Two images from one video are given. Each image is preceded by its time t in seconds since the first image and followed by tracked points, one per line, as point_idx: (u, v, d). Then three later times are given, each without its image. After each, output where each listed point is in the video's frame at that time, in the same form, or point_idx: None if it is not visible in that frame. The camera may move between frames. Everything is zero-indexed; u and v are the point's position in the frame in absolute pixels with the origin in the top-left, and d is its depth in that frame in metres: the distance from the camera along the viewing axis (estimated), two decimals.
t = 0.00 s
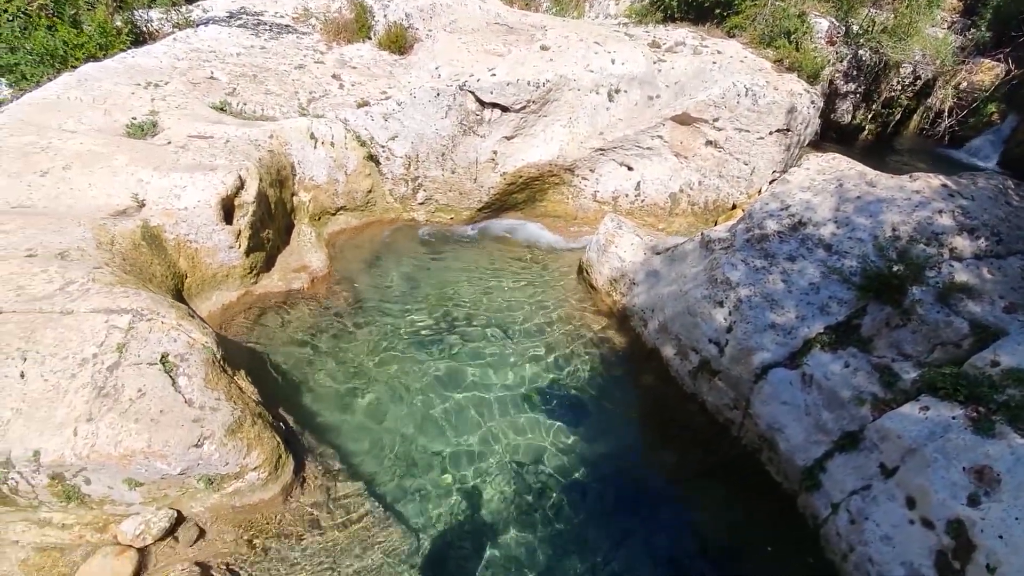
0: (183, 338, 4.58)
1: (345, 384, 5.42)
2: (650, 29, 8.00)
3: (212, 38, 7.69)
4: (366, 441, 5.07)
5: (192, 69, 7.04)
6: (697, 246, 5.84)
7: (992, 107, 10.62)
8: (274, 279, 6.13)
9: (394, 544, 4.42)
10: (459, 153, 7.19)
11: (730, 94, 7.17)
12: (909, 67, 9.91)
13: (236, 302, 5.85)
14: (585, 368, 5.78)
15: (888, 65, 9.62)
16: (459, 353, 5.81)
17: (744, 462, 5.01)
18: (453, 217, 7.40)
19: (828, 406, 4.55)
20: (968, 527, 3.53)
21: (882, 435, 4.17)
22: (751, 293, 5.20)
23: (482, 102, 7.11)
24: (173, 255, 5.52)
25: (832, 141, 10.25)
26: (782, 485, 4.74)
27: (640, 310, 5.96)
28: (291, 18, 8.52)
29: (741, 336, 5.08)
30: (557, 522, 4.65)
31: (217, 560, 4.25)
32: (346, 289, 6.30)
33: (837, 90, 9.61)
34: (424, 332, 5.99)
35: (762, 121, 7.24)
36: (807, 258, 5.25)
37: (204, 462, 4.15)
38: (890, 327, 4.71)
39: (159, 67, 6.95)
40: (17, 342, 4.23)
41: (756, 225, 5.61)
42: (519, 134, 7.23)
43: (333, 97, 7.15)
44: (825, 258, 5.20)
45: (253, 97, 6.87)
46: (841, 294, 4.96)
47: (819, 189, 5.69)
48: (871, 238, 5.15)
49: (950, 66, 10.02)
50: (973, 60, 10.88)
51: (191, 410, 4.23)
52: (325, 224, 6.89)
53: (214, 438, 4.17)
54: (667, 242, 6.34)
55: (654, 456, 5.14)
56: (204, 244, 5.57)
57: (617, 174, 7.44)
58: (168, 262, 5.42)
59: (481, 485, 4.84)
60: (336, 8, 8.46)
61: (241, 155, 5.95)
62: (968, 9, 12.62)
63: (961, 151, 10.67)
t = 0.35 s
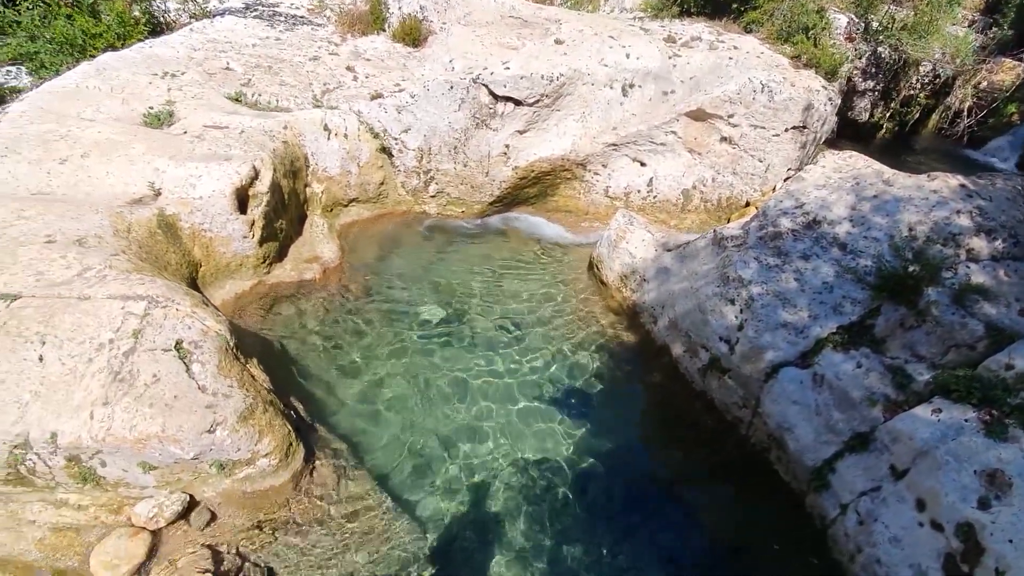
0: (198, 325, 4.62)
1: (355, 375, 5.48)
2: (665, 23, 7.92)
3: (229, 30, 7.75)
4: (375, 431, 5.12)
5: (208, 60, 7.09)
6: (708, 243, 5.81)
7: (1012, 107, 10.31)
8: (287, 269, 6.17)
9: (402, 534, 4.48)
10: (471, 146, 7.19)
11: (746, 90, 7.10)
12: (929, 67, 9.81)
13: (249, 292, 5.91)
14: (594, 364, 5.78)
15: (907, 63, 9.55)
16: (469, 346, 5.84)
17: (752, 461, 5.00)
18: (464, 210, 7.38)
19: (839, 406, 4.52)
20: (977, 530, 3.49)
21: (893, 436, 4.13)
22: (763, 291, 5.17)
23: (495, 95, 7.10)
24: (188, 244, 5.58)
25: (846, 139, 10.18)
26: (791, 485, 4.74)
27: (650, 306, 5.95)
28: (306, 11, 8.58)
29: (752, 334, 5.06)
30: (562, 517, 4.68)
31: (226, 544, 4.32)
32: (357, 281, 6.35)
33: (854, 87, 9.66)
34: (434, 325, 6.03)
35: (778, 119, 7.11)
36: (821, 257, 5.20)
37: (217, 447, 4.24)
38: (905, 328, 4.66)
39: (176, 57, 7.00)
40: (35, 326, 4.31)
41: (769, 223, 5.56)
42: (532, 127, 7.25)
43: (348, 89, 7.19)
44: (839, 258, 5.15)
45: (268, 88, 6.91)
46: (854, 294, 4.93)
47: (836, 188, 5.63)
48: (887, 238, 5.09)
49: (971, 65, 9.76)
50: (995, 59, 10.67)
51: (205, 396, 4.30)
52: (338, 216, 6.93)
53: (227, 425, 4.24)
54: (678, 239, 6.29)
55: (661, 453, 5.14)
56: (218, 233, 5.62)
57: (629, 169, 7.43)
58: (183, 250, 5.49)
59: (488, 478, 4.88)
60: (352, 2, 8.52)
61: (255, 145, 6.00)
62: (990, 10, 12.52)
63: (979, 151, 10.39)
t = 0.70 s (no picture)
0: (222, 312, 4.73)
1: (373, 366, 5.54)
2: (692, 19, 7.82)
3: (257, 21, 7.82)
4: (393, 421, 5.19)
5: (236, 51, 7.18)
6: (731, 242, 5.74)
7: None
8: (309, 259, 6.27)
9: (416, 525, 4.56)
10: (493, 140, 7.17)
11: (773, 88, 7.00)
12: (964, 66, 9.53)
13: (271, 280, 6.01)
14: (611, 361, 5.77)
15: (942, 62, 9.18)
16: (487, 340, 5.87)
17: (770, 463, 4.95)
18: (485, 204, 7.41)
19: (861, 411, 4.45)
20: (1001, 542, 3.41)
21: (917, 444, 4.05)
22: (786, 292, 5.10)
23: (518, 90, 7.11)
24: (215, 232, 5.68)
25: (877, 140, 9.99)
26: (809, 490, 4.70)
27: (670, 305, 5.90)
28: (333, 2, 8.62)
29: (773, 336, 4.99)
30: (576, 512, 4.70)
31: (246, 527, 4.48)
32: (376, 273, 6.41)
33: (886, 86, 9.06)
34: (453, 318, 6.07)
35: (805, 117, 7.03)
36: (847, 260, 5.12)
37: (238, 431, 4.32)
38: (932, 334, 4.56)
39: (206, 48, 7.10)
40: (66, 308, 4.45)
41: (794, 223, 5.49)
42: (554, 123, 7.21)
43: (371, 81, 7.21)
44: (865, 260, 5.06)
45: (294, 80, 6.98)
46: (881, 298, 4.82)
47: (864, 189, 5.52)
48: (917, 240, 4.96)
49: (1005, 65, 9.59)
50: None
51: (228, 381, 4.40)
52: (360, 207, 7.00)
53: (248, 410, 4.33)
54: (700, 238, 6.22)
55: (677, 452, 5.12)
56: (243, 222, 5.71)
57: (651, 166, 7.34)
58: (210, 238, 5.58)
59: (502, 472, 4.91)
60: None
61: (280, 136, 6.09)
62: None
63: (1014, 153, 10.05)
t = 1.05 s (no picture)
0: (253, 301, 4.84)
1: (396, 360, 5.61)
2: (727, 17, 7.70)
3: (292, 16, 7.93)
4: (413, 415, 5.26)
5: (272, 46, 7.28)
6: (761, 246, 5.65)
7: None
8: (338, 252, 6.40)
9: (433, 519, 4.63)
10: (519, 138, 7.19)
11: (808, 89, 6.80)
12: (1009, 70, 9.23)
13: (299, 272, 6.14)
14: (634, 363, 5.72)
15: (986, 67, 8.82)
16: (510, 337, 5.89)
17: (793, 472, 4.88)
18: (509, 202, 7.43)
19: (891, 424, 4.33)
20: None
21: (949, 460, 3.93)
22: (816, 299, 5.01)
23: (547, 88, 7.07)
24: (247, 223, 5.80)
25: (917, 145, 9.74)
26: (833, 502, 4.61)
27: (695, 308, 5.82)
28: None
29: (802, 344, 4.90)
30: (594, 513, 4.68)
31: (270, 512, 4.61)
32: (401, 267, 6.49)
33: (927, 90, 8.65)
34: (477, 315, 6.11)
35: (840, 120, 6.91)
36: (881, 267, 4.99)
37: (265, 419, 4.41)
38: (969, 347, 4.37)
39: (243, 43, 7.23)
40: (105, 294, 4.61)
41: (828, 228, 5.37)
42: (582, 121, 7.20)
43: (401, 78, 7.26)
44: (900, 268, 4.93)
45: (327, 76, 7.09)
46: (917, 308, 4.68)
47: (901, 195, 5.34)
48: (956, 250, 4.78)
49: None
50: None
51: (257, 369, 4.50)
52: (387, 202, 7.10)
53: (275, 397, 4.42)
54: (728, 241, 6.15)
55: (698, 457, 5.05)
56: (274, 214, 5.84)
57: (681, 167, 7.29)
58: (242, 229, 5.70)
59: (520, 470, 4.93)
60: None
61: (312, 130, 6.20)
62: None
63: None
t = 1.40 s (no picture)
0: (299, 290, 4.97)
1: (432, 356, 5.67)
2: (783, 20, 7.48)
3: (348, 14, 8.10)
4: (446, 411, 5.31)
5: (326, 44, 7.43)
6: (811, 257, 5.46)
7: None
8: (380, 246, 6.53)
9: (460, 515, 4.69)
10: (562, 140, 7.13)
11: (869, 95, 6.57)
12: None
13: (342, 265, 6.28)
14: (671, 370, 5.62)
15: None
16: (545, 338, 5.89)
17: (835, 492, 4.72)
18: (550, 203, 7.35)
19: (943, 450, 4.13)
20: None
21: (1002, 491, 3.78)
22: (867, 315, 4.81)
23: (593, 89, 6.97)
24: (296, 215, 6.00)
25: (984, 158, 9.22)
26: (876, 528, 4.41)
27: (737, 318, 5.64)
28: None
29: (850, 361, 4.69)
30: (623, 522, 4.63)
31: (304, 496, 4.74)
32: (440, 264, 6.57)
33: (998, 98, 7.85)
34: (513, 314, 6.11)
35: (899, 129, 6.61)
36: (939, 285, 4.81)
37: (305, 405, 4.55)
38: None
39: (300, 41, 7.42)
40: (163, 277, 4.84)
41: (884, 242, 5.17)
42: (627, 124, 7.09)
43: (449, 77, 7.33)
44: (961, 287, 4.75)
45: (378, 73, 7.20)
46: (977, 330, 4.48)
47: (963, 211, 5.21)
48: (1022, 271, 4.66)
49: None
50: None
51: (299, 357, 4.64)
52: (429, 199, 7.12)
53: (316, 385, 4.55)
54: (775, 251, 5.96)
55: (733, 471, 4.90)
56: (321, 208, 6.01)
57: (728, 173, 7.04)
58: (291, 221, 5.92)
59: (549, 472, 4.93)
60: None
61: (360, 126, 6.35)
62: None
63: None
